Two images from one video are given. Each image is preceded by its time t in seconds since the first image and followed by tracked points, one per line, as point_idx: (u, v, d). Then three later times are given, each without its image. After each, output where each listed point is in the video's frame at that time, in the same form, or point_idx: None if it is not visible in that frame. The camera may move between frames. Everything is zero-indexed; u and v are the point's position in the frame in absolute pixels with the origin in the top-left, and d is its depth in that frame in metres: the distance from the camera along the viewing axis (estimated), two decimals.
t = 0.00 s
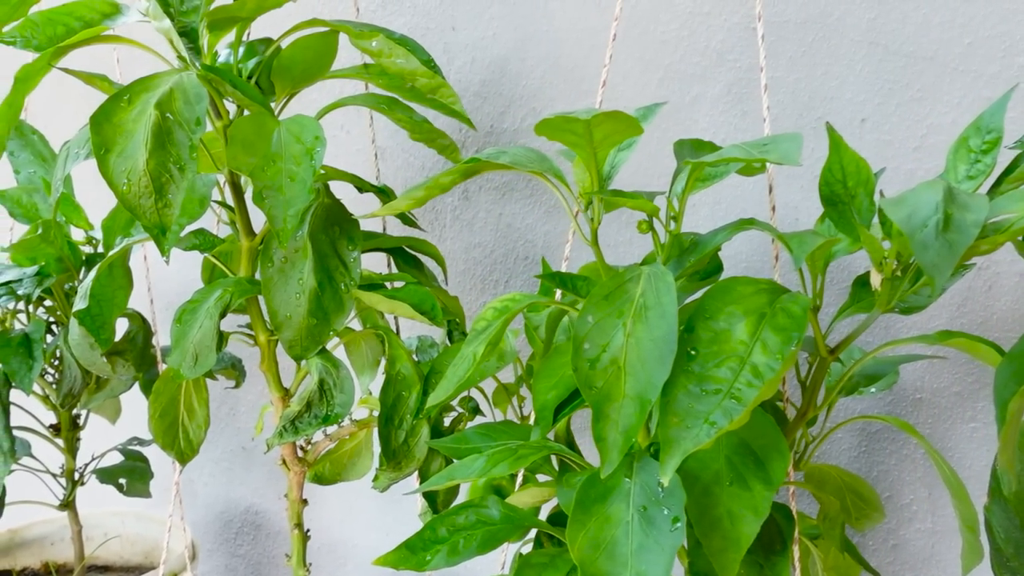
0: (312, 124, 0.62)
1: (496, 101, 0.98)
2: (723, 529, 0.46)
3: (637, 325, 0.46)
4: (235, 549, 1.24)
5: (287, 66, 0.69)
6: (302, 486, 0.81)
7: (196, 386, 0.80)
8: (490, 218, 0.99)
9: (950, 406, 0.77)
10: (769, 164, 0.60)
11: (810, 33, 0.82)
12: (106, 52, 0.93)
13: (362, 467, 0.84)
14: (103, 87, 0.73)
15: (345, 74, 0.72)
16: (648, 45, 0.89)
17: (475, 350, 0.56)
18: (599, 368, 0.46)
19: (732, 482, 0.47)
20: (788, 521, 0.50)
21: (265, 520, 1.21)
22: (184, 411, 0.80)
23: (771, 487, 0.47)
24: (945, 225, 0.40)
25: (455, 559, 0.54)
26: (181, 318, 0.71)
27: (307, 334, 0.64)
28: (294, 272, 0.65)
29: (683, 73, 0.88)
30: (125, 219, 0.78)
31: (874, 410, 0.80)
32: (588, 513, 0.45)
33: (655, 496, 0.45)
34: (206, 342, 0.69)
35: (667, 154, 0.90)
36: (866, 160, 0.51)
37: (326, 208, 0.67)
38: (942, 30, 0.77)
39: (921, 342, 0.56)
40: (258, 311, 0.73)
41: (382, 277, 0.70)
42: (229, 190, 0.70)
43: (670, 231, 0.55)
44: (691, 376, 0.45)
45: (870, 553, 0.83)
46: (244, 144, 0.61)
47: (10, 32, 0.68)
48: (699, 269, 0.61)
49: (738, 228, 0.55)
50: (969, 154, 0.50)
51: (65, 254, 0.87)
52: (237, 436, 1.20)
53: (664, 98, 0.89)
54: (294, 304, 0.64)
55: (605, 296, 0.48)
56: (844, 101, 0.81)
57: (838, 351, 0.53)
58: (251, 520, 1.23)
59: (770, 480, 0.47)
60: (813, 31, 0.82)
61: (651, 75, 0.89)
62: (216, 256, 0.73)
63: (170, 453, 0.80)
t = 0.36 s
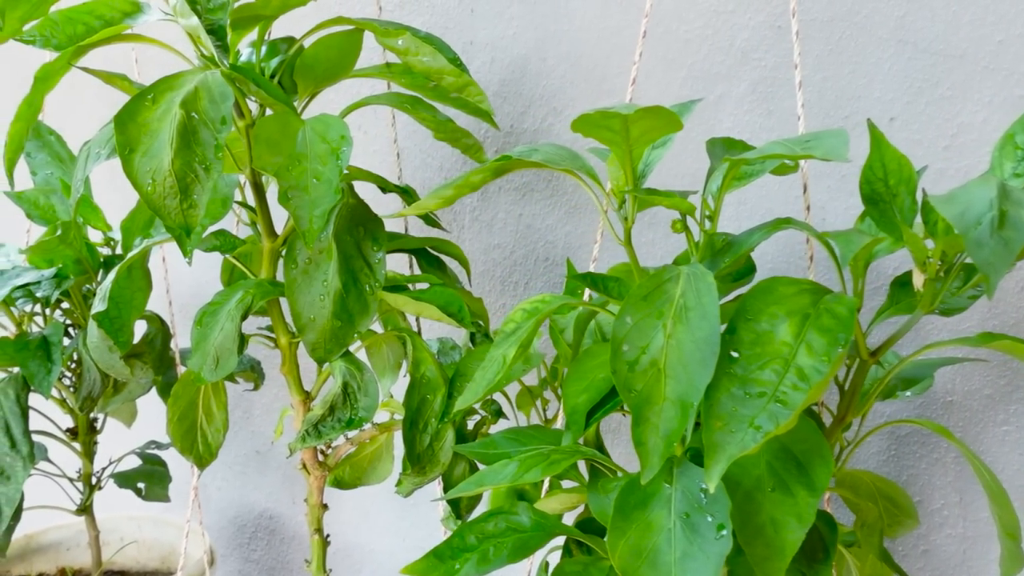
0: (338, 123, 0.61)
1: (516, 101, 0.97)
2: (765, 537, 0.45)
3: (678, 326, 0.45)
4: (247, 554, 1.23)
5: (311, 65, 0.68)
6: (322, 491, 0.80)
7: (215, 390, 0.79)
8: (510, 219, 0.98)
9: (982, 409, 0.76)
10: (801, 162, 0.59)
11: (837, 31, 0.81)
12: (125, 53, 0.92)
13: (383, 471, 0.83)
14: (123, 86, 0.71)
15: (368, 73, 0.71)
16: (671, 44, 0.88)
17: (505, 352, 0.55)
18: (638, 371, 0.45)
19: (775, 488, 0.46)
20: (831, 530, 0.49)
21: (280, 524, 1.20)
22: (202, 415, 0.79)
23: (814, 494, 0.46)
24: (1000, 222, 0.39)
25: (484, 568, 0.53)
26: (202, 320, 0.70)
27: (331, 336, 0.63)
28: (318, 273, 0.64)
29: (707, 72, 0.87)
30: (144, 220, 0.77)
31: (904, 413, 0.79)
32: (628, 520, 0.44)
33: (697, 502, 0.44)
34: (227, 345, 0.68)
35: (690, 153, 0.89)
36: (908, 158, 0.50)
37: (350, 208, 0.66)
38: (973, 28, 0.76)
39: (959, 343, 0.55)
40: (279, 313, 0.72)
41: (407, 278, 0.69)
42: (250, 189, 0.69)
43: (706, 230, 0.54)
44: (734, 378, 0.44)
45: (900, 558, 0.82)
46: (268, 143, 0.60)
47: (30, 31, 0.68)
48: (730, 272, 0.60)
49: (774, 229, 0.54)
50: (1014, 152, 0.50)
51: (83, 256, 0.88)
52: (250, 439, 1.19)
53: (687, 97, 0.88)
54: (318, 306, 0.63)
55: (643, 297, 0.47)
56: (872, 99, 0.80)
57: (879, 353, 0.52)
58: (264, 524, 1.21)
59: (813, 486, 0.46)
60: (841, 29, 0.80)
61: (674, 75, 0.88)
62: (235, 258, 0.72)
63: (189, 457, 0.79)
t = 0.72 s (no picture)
0: (365, 120, 0.60)
1: (537, 100, 0.96)
2: (816, 545, 0.44)
3: (725, 327, 0.44)
4: (263, 559, 1.22)
5: (335, 62, 0.67)
6: (343, 496, 0.78)
7: (235, 393, 0.78)
8: (531, 220, 0.97)
9: (1019, 414, 0.74)
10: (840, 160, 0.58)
11: (868, 28, 0.79)
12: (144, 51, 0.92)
13: (404, 476, 0.82)
14: (144, 84, 0.70)
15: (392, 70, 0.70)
16: (696, 42, 0.87)
17: (539, 355, 0.53)
18: (683, 373, 0.43)
19: (824, 495, 0.45)
20: (881, 539, 0.48)
21: (296, 530, 1.19)
22: (222, 418, 0.78)
23: (866, 501, 0.44)
24: None
25: None
26: (223, 322, 0.68)
27: (357, 338, 0.61)
28: (345, 273, 0.62)
29: (733, 71, 0.85)
30: (165, 220, 0.76)
31: (938, 418, 0.77)
32: (674, 528, 0.43)
33: (747, 510, 0.42)
34: (249, 347, 0.67)
35: (716, 154, 0.87)
36: (957, 153, 0.48)
37: (377, 207, 0.65)
38: (1009, 24, 0.74)
39: (1008, 346, 0.53)
40: (302, 315, 0.71)
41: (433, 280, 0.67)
42: (273, 188, 0.68)
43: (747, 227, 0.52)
44: (784, 381, 0.43)
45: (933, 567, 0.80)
46: (294, 140, 0.58)
47: (49, 27, 0.66)
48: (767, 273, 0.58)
49: (816, 227, 0.53)
50: None
51: (102, 258, 0.87)
52: (265, 445, 1.18)
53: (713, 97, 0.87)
54: (344, 307, 0.62)
55: (687, 297, 0.45)
56: (904, 98, 0.78)
57: (928, 356, 0.50)
58: (279, 530, 1.20)
59: (865, 493, 0.44)
60: (872, 26, 0.79)
61: (699, 74, 0.87)
62: (257, 260, 0.71)
63: (208, 461, 0.78)
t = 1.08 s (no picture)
0: (394, 115, 0.58)
1: (562, 96, 0.94)
2: (873, 556, 0.42)
3: (778, 328, 0.42)
4: (281, 564, 1.21)
5: (361, 55, 0.65)
6: (367, 501, 0.76)
7: (257, 395, 0.76)
8: (556, 219, 0.95)
9: None
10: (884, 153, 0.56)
11: (906, 20, 0.77)
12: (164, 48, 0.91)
13: (429, 480, 0.80)
14: (165, 79, 0.68)
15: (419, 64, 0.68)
16: (727, 35, 0.85)
17: (577, 357, 0.52)
18: (734, 376, 0.41)
19: (880, 504, 0.43)
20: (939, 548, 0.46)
21: (315, 534, 1.18)
22: (244, 422, 0.76)
23: (926, 511, 0.42)
24: None
25: None
26: (246, 323, 0.67)
27: (384, 339, 0.60)
28: (372, 273, 0.61)
29: (765, 65, 0.83)
30: (186, 219, 0.75)
31: (979, 422, 0.75)
32: (725, 539, 0.41)
33: (802, 520, 0.40)
34: (273, 348, 0.65)
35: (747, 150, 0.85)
36: (1014, 144, 0.46)
37: (404, 205, 0.63)
38: None
39: None
40: (326, 316, 0.69)
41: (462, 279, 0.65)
42: (297, 186, 0.66)
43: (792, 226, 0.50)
44: (840, 384, 0.41)
45: None
46: (321, 135, 0.57)
47: (68, 22, 0.63)
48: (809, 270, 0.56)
49: (865, 224, 0.51)
50: None
51: (119, 258, 0.86)
52: (285, 448, 1.17)
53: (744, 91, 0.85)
54: (371, 308, 0.60)
55: (737, 297, 0.43)
56: (943, 91, 0.76)
57: (985, 357, 0.48)
58: (297, 534, 1.19)
59: (923, 503, 0.42)
60: (910, 17, 0.77)
61: (730, 68, 0.85)
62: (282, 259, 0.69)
63: (230, 465, 0.76)
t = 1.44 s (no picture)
0: (423, 106, 0.56)
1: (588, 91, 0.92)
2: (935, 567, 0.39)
3: (835, 328, 0.39)
4: (301, 566, 1.22)
5: (386, 46, 0.63)
6: (391, 506, 0.74)
7: (279, 397, 0.74)
8: (581, 218, 0.94)
9: None
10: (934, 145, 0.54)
11: (946, 9, 0.74)
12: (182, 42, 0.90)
13: (454, 484, 0.78)
14: (185, 71, 0.67)
15: (445, 56, 0.66)
16: (759, 27, 0.82)
17: (615, 358, 0.50)
18: (789, 379, 0.39)
19: (942, 514, 0.40)
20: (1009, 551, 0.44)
21: (334, 538, 1.18)
22: (265, 424, 0.75)
23: (991, 520, 0.39)
24: None
25: None
26: (269, 323, 0.65)
27: (411, 339, 0.58)
28: (399, 270, 0.59)
29: (798, 58, 0.81)
30: (206, 216, 0.73)
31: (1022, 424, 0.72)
32: (779, 550, 0.39)
33: (861, 529, 0.38)
34: (297, 349, 0.63)
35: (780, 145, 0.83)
36: None
37: (432, 201, 0.61)
38: None
39: None
40: (350, 316, 0.67)
41: (490, 277, 0.63)
42: (321, 181, 0.64)
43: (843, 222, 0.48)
44: (903, 388, 0.38)
45: None
46: (348, 128, 0.55)
47: (87, 13, 0.62)
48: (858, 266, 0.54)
49: (918, 219, 0.48)
50: None
51: (136, 257, 0.84)
52: (304, 450, 1.16)
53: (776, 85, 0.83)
54: (399, 307, 0.58)
55: (790, 295, 0.41)
56: (985, 83, 0.74)
57: None
58: (316, 537, 1.20)
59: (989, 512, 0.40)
60: (951, 7, 0.74)
61: (762, 61, 0.83)
62: (307, 258, 0.67)
63: (252, 469, 0.74)
